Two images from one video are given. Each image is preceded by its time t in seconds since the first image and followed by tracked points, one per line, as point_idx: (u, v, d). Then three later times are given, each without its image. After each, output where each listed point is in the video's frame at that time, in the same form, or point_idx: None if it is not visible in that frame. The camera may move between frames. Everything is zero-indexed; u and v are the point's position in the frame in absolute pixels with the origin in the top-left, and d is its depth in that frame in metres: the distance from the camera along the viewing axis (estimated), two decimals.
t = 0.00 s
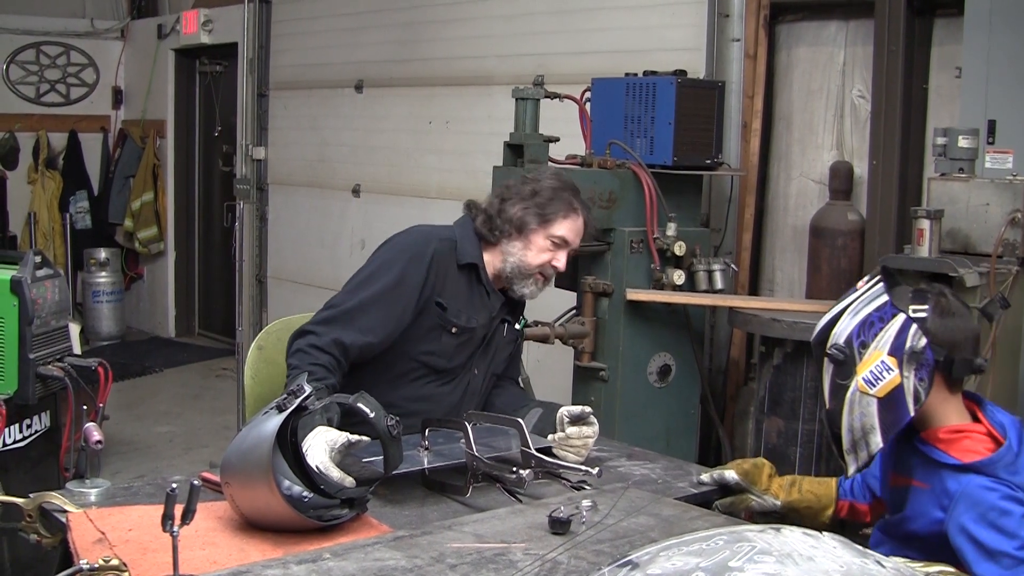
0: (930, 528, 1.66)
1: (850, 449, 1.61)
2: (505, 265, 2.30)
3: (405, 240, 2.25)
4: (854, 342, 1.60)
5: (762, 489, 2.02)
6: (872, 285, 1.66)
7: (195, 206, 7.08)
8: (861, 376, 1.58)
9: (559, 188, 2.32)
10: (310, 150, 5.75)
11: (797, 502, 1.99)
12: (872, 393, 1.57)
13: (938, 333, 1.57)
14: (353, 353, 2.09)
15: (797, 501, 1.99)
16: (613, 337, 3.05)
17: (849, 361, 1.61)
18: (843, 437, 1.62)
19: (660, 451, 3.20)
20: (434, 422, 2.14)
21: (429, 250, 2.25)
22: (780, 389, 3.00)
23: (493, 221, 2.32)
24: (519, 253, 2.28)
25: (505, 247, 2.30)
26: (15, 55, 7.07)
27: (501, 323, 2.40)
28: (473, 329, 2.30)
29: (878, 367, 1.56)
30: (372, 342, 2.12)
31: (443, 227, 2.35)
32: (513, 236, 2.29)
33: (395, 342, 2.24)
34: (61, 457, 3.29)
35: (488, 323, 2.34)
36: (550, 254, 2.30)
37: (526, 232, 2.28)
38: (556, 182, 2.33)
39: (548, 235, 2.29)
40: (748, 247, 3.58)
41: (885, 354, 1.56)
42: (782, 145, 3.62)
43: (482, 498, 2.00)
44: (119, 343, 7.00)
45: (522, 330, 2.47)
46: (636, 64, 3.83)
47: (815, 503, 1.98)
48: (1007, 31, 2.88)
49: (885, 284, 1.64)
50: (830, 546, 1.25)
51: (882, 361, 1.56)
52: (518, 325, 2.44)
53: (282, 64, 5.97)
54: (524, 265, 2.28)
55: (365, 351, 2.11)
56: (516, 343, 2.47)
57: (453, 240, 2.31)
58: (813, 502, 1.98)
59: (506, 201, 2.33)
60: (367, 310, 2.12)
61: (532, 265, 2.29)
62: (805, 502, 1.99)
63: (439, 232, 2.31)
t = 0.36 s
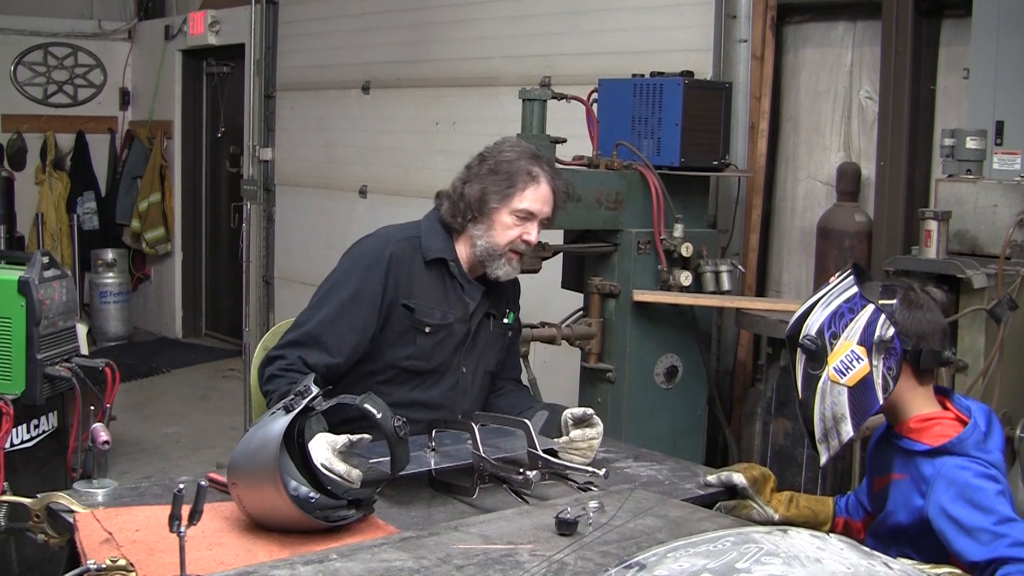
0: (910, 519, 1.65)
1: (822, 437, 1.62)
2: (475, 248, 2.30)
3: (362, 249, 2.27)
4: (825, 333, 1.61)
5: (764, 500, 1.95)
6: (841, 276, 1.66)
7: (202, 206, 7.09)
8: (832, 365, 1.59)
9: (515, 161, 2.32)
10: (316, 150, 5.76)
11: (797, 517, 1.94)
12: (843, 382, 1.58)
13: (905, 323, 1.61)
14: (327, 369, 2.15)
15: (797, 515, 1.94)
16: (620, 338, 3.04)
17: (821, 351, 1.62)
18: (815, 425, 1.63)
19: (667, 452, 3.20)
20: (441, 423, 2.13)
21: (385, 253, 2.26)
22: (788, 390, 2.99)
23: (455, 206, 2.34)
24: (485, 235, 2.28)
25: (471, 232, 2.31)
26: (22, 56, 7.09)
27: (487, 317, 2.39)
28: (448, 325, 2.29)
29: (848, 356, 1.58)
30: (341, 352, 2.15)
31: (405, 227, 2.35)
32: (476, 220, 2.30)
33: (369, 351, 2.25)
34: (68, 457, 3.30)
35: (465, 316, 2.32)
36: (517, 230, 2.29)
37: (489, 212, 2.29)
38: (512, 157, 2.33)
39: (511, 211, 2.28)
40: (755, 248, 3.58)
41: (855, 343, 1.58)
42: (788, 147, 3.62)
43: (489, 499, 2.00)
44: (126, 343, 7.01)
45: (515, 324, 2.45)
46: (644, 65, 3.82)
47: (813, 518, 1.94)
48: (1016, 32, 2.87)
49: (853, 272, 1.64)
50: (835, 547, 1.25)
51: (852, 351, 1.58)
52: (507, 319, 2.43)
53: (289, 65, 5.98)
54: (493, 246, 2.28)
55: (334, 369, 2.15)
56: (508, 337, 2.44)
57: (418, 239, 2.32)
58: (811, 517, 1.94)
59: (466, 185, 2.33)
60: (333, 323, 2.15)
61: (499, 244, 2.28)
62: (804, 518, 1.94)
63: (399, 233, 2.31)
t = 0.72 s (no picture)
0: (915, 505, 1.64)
1: (812, 426, 1.62)
2: (421, 240, 2.16)
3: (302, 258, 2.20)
4: (823, 322, 1.60)
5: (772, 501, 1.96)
6: (841, 267, 1.66)
7: (208, 207, 7.10)
8: (827, 355, 1.59)
9: (447, 140, 2.15)
10: (323, 150, 5.76)
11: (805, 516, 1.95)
12: (838, 371, 1.58)
13: (902, 317, 1.63)
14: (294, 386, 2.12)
15: (804, 515, 1.95)
16: (628, 338, 3.04)
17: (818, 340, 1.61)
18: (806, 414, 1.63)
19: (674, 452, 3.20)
20: (449, 424, 2.15)
21: (322, 259, 2.18)
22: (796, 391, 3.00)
23: (398, 201, 2.22)
24: (426, 224, 2.14)
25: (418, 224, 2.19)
26: (29, 57, 7.09)
27: (454, 312, 2.29)
28: (401, 321, 2.20)
29: (845, 347, 1.57)
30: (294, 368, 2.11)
31: (350, 230, 2.27)
32: (417, 212, 2.17)
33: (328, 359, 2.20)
34: (77, 457, 3.30)
35: (421, 311, 2.23)
36: (460, 213, 2.13)
37: (428, 201, 2.15)
38: (441, 137, 2.17)
39: (449, 194, 2.13)
40: (764, 249, 3.58)
41: (853, 335, 1.57)
42: (797, 148, 3.61)
43: (497, 500, 2.00)
44: (132, 344, 7.02)
45: (491, 318, 2.34)
46: (655, 65, 3.82)
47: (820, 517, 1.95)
48: None
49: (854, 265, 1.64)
50: (843, 548, 1.22)
51: (849, 341, 1.57)
52: (479, 315, 2.32)
53: (296, 66, 5.99)
54: (435, 234, 2.13)
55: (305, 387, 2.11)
56: (482, 332, 2.34)
57: (362, 240, 2.24)
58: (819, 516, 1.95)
59: (408, 174, 2.20)
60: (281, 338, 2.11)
61: (442, 231, 2.13)
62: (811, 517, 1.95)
63: (338, 237, 2.23)
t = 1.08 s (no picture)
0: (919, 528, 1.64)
1: (829, 432, 1.60)
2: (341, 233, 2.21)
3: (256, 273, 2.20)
4: (846, 327, 1.59)
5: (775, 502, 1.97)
6: (868, 275, 1.65)
7: (212, 207, 7.10)
8: (848, 360, 1.57)
9: (359, 133, 2.21)
10: (328, 151, 5.77)
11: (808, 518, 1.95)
12: (858, 377, 1.56)
13: (925, 325, 1.62)
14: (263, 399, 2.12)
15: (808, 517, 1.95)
16: (632, 339, 3.04)
17: (840, 345, 1.59)
18: (825, 419, 1.61)
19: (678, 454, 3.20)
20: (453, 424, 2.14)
21: (271, 271, 2.18)
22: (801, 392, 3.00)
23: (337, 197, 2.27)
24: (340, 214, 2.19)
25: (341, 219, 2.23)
26: (35, 58, 7.11)
27: (420, 306, 2.30)
28: (359, 322, 2.19)
29: (866, 353, 1.56)
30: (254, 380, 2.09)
31: (301, 238, 2.26)
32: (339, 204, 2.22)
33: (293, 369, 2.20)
34: (81, 458, 3.30)
35: (380, 310, 2.23)
36: (361, 202, 2.15)
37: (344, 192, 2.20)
38: (362, 128, 2.22)
39: (350, 185, 2.16)
40: (768, 249, 3.58)
41: (874, 341, 1.56)
42: (801, 149, 3.61)
43: (501, 501, 1.99)
44: (135, 344, 7.02)
45: (462, 311, 2.35)
46: (662, 66, 3.82)
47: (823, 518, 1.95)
48: None
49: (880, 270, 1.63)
50: (849, 550, 1.20)
51: (870, 347, 1.56)
52: (451, 308, 2.33)
53: (301, 66, 5.99)
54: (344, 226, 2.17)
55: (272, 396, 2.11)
56: (455, 327, 2.34)
57: (312, 245, 2.23)
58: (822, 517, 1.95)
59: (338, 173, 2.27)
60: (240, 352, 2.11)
61: (346, 222, 2.16)
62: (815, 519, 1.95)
63: (288, 246, 2.23)
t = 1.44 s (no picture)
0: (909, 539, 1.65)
1: (839, 433, 1.61)
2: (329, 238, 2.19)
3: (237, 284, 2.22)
4: (863, 328, 1.59)
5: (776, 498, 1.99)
6: (892, 274, 1.64)
7: (215, 207, 7.10)
8: (862, 362, 1.58)
9: (338, 135, 2.16)
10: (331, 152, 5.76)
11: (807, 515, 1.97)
12: (870, 381, 1.57)
13: (946, 332, 1.57)
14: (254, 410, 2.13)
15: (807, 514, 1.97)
16: (636, 339, 3.04)
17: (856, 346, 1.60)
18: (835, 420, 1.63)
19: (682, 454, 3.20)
20: (456, 424, 2.14)
21: (249, 283, 2.19)
22: (804, 392, 3.00)
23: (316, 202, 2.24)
24: (327, 220, 2.16)
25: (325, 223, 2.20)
26: (38, 58, 7.11)
27: (406, 305, 2.30)
28: (342, 327, 2.19)
29: (881, 357, 1.56)
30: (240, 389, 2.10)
31: (282, 246, 2.27)
32: (324, 209, 2.19)
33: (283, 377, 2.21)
34: (85, 458, 3.30)
35: (364, 313, 2.23)
36: (352, 207, 2.13)
37: (330, 198, 2.16)
38: (339, 129, 2.17)
39: (338, 190, 2.13)
40: (772, 249, 3.58)
41: (890, 346, 1.55)
42: (805, 149, 3.61)
43: (504, 501, 1.99)
44: (138, 344, 7.02)
45: (450, 306, 2.36)
46: (666, 66, 3.82)
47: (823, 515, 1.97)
48: None
49: (904, 272, 1.61)
50: (852, 549, 1.19)
51: (886, 352, 1.55)
52: (438, 303, 2.34)
53: (304, 67, 5.99)
54: (333, 232, 2.14)
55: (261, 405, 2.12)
56: (443, 322, 2.34)
57: (292, 253, 2.24)
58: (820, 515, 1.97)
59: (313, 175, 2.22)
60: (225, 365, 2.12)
61: (337, 229, 2.13)
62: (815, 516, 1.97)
63: (267, 255, 2.24)
